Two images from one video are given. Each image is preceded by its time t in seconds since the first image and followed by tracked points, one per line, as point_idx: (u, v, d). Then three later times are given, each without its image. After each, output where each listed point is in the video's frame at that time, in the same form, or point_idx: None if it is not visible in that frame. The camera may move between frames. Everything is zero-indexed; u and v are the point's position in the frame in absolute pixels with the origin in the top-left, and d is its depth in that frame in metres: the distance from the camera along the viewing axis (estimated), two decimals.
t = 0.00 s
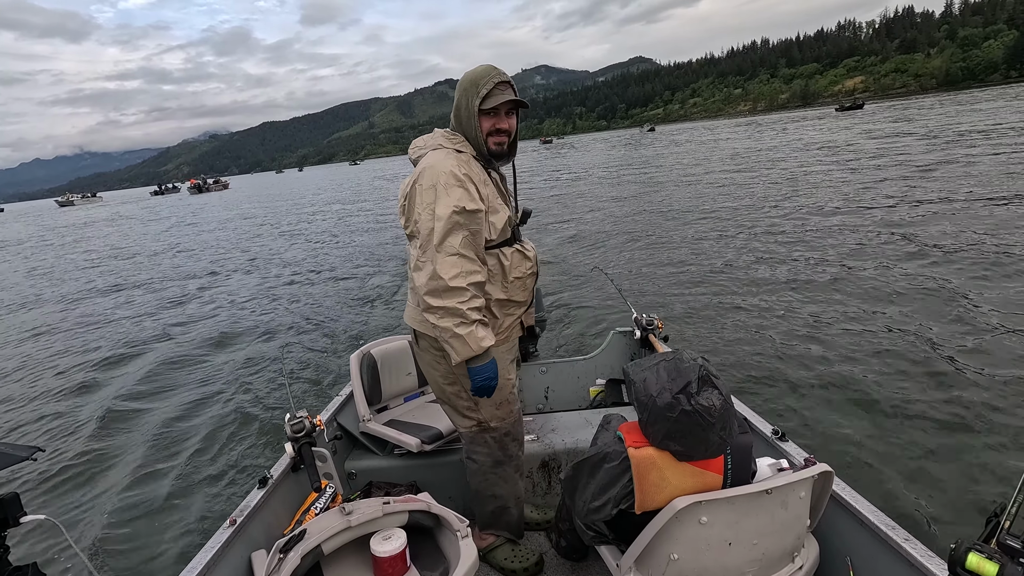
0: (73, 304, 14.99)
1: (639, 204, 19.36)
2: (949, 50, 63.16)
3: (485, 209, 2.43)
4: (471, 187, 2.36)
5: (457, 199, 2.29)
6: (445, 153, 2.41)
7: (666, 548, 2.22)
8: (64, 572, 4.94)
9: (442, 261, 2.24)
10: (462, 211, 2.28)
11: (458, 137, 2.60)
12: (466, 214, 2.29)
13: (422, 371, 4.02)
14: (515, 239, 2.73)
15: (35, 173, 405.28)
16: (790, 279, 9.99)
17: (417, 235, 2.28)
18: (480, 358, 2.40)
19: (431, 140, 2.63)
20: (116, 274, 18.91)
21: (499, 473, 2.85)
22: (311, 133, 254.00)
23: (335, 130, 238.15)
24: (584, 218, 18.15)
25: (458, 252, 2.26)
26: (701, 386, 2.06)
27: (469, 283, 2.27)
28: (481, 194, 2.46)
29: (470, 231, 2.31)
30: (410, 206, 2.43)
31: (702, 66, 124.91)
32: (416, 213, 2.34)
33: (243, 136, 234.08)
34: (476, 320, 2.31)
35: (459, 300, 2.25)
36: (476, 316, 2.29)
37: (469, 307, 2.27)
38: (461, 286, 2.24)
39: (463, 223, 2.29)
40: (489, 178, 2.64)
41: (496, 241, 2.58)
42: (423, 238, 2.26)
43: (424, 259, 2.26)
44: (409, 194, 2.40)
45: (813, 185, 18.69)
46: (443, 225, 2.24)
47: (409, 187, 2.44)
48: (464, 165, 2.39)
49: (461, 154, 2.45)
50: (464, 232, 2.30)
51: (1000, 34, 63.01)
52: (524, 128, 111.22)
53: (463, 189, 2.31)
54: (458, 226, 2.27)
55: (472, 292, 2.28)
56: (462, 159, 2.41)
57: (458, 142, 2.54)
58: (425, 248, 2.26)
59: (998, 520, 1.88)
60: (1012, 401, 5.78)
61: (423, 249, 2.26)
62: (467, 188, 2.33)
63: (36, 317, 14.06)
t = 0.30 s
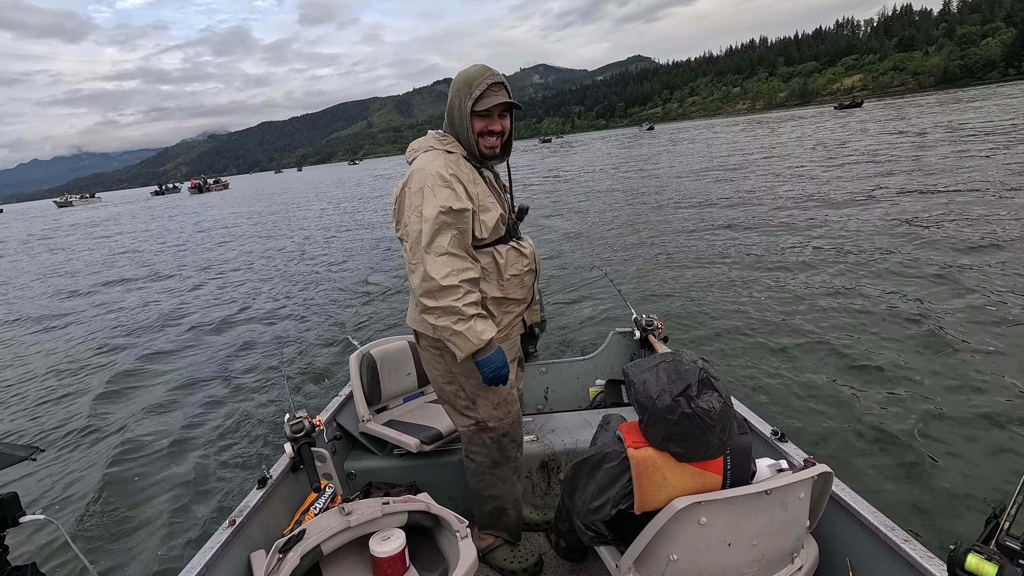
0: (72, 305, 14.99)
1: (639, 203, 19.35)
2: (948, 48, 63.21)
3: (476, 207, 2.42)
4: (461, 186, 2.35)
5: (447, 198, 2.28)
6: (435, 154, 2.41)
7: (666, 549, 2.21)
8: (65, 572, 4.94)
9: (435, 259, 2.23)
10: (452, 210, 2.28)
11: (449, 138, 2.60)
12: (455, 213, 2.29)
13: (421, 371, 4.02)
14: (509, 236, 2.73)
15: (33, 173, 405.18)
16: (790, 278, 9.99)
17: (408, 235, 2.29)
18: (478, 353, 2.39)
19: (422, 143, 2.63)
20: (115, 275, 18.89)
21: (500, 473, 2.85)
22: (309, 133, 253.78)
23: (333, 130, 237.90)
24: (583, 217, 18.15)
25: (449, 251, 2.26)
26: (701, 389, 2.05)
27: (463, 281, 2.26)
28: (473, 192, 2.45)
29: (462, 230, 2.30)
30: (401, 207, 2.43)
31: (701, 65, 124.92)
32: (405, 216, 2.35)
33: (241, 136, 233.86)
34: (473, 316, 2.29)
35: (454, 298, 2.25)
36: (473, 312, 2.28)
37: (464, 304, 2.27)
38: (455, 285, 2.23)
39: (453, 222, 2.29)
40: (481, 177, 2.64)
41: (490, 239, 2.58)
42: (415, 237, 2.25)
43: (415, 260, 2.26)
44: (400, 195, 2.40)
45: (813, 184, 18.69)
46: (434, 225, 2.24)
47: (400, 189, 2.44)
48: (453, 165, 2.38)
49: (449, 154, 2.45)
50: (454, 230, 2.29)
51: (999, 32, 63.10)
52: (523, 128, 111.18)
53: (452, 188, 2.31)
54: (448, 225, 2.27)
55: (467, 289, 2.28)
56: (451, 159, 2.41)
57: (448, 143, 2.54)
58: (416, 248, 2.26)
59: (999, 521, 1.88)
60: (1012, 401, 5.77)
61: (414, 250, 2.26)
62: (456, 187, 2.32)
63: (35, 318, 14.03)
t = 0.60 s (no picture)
0: (72, 305, 14.99)
1: (639, 204, 19.38)
2: (946, 50, 63.33)
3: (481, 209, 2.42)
4: (465, 188, 2.36)
5: (451, 200, 2.29)
6: (439, 155, 2.42)
7: (666, 547, 2.22)
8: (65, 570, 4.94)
9: (438, 262, 2.23)
10: (457, 212, 2.28)
11: (452, 139, 2.60)
12: (460, 215, 2.29)
13: (422, 371, 4.02)
14: (513, 236, 2.74)
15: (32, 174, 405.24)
16: (790, 278, 10.01)
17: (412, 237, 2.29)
18: (475, 358, 2.40)
19: (425, 143, 2.63)
20: (114, 275, 18.87)
21: (502, 471, 2.85)
22: (309, 134, 253.83)
23: (333, 130, 237.92)
24: (583, 218, 18.18)
25: (453, 253, 2.27)
26: (701, 390, 2.05)
27: (465, 284, 2.27)
28: (477, 194, 2.46)
29: (465, 233, 2.31)
30: (406, 207, 2.43)
31: (700, 66, 125.11)
32: (410, 216, 2.35)
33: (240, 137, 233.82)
34: (474, 319, 2.30)
35: (455, 300, 2.25)
36: (473, 316, 2.29)
37: (466, 308, 2.27)
38: (457, 287, 2.24)
39: (458, 224, 2.29)
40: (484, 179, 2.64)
41: (494, 239, 2.59)
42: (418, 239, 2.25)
43: (419, 261, 2.27)
44: (406, 196, 2.40)
45: (813, 184, 18.73)
46: (437, 227, 2.24)
47: (405, 190, 2.44)
48: (458, 167, 2.39)
49: (455, 156, 2.45)
50: (459, 233, 2.30)
51: (998, 33, 63.29)
52: (523, 128, 111.26)
53: (457, 190, 2.31)
54: (452, 227, 2.28)
55: (469, 292, 2.28)
56: (456, 161, 2.42)
57: (452, 144, 2.55)
58: (420, 250, 2.27)
59: (998, 519, 1.89)
60: (1011, 401, 5.78)
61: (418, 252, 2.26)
62: (461, 190, 2.33)
63: (34, 318, 14.02)
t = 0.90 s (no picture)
0: (71, 305, 14.98)
1: (638, 203, 19.38)
2: (946, 50, 63.36)
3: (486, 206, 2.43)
4: (470, 186, 2.36)
5: (458, 199, 2.29)
6: (439, 156, 2.41)
7: (667, 548, 2.22)
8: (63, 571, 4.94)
9: (452, 261, 2.21)
10: (464, 210, 2.28)
11: (448, 140, 2.60)
12: (468, 214, 2.29)
13: (422, 371, 4.02)
14: (514, 232, 2.75)
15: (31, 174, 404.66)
16: (789, 278, 10.01)
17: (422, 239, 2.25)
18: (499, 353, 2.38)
19: (419, 145, 2.62)
20: (113, 275, 18.85)
21: (503, 472, 2.85)
22: (308, 134, 253.73)
23: (332, 130, 237.81)
24: (583, 218, 18.19)
25: (465, 252, 2.25)
26: (700, 391, 2.05)
27: (481, 281, 2.25)
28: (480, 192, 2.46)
29: (476, 230, 2.31)
30: (409, 211, 2.40)
31: (699, 66, 125.09)
32: (417, 219, 2.32)
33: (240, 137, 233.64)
34: (494, 316, 2.29)
35: (474, 299, 2.23)
36: (493, 312, 2.27)
37: (485, 305, 2.26)
38: (474, 285, 2.22)
39: (466, 223, 2.29)
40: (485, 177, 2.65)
41: (499, 237, 2.59)
42: (430, 241, 2.23)
43: (431, 263, 2.24)
44: (409, 200, 2.37)
45: (813, 184, 18.74)
46: (448, 227, 2.23)
47: (406, 194, 2.41)
48: (460, 166, 2.39)
49: (454, 155, 2.46)
50: (468, 231, 2.29)
51: (997, 33, 63.40)
52: (522, 128, 111.23)
53: (462, 188, 2.31)
54: (462, 226, 2.27)
55: (486, 289, 2.27)
56: (456, 160, 2.42)
57: (450, 144, 2.55)
58: (431, 252, 2.23)
59: (998, 520, 1.88)
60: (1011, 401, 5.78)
61: (430, 253, 2.23)
62: (466, 189, 2.33)
63: (33, 318, 14.01)
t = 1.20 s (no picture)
0: (71, 305, 14.98)
1: (639, 203, 19.40)
2: (947, 49, 63.35)
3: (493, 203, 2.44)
4: (476, 184, 2.37)
5: (465, 197, 2.29)
6: (440, 156, 2.41)
7: (666, 548, 2.21)
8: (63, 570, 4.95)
9: (467, 258, 2.21)
10: (473, 208, 2.28)
11: (445, 139, 2.60)
12: (477, 211, 2.29)
13: (421, 371, 4.02)
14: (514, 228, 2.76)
15: (33, 175, 406.04)
16: (790, 277, 10.01)
17: (434, 238, 2.24)
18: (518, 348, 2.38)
19: (415, 146, 2.60)
20: (114, 275, 18.87)
21: (504, 471, 2.85)
22: (308, 134, 253.84)
23: (333, 131, 237.92)
24: (583, 217, 18.19)
25: (478, 248, 2.25)
26: (699, 384, 2.06)
27: (496, 277, 2.26)
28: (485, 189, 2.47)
29: (487, 226, 2.31)
30: (412, 213, 2.38)
31: (700, 65, 125.15)
32: (423, 219, 2.31)
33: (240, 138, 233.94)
34: (511, 310, 2.30)
35: (492, 294, 2.23)
36: (510, 306, 2.28)
37: (503, 300, 2.27)
38: (491, 281, 2.22)
39: (476, 220, 2.29)
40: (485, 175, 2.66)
41: (503, 233, 2.60)
42: (442, 239, 2.21)
43: (444, 263, 2.22)
44: (412, 201, 2.35)
45: (813, 184, 18.73)
46: (460, 224, 2.23)
47: (408, 195, 2.39)
48: (463, 164, 2.40)
49: (454, 155, 2.45)
50: (478, 228, 2.30)
51: (998, 32, 63.40)
52: (523, 128, 111.19)
53: (468, 186, 2.31)
54: (471, 223, 2.27)
55: (501, 285, 2.28)
56: (458, 159, 2.42)
57: (448, 144, 2.55)
58: (444, 251, 2.22)
59: (997, 520, 1.88)
60: (1012, 401, 5.77)
61: (444, 251, 2.22)
62: (471, 186, 2.33)
63: (34, 318, 14.03)
